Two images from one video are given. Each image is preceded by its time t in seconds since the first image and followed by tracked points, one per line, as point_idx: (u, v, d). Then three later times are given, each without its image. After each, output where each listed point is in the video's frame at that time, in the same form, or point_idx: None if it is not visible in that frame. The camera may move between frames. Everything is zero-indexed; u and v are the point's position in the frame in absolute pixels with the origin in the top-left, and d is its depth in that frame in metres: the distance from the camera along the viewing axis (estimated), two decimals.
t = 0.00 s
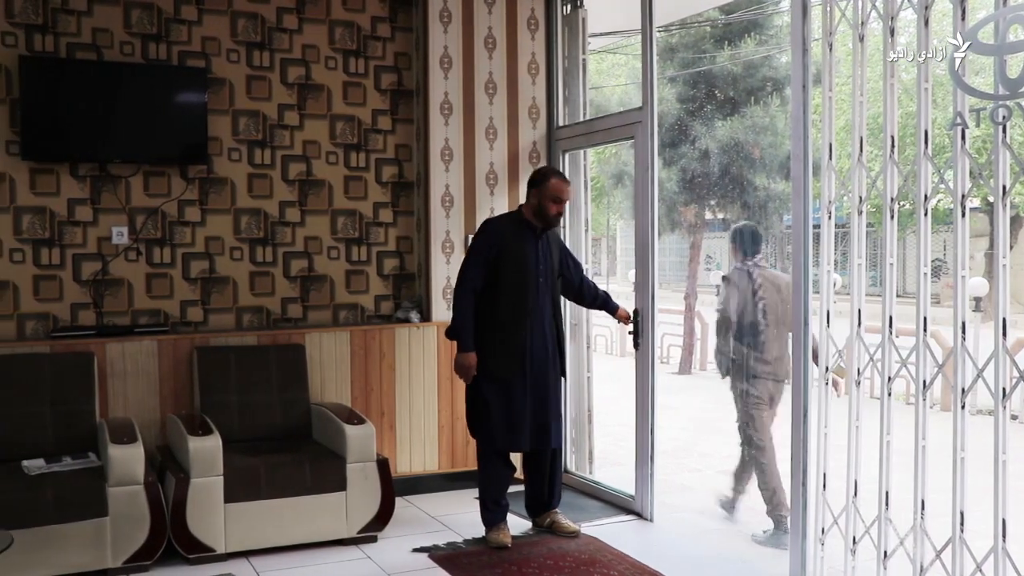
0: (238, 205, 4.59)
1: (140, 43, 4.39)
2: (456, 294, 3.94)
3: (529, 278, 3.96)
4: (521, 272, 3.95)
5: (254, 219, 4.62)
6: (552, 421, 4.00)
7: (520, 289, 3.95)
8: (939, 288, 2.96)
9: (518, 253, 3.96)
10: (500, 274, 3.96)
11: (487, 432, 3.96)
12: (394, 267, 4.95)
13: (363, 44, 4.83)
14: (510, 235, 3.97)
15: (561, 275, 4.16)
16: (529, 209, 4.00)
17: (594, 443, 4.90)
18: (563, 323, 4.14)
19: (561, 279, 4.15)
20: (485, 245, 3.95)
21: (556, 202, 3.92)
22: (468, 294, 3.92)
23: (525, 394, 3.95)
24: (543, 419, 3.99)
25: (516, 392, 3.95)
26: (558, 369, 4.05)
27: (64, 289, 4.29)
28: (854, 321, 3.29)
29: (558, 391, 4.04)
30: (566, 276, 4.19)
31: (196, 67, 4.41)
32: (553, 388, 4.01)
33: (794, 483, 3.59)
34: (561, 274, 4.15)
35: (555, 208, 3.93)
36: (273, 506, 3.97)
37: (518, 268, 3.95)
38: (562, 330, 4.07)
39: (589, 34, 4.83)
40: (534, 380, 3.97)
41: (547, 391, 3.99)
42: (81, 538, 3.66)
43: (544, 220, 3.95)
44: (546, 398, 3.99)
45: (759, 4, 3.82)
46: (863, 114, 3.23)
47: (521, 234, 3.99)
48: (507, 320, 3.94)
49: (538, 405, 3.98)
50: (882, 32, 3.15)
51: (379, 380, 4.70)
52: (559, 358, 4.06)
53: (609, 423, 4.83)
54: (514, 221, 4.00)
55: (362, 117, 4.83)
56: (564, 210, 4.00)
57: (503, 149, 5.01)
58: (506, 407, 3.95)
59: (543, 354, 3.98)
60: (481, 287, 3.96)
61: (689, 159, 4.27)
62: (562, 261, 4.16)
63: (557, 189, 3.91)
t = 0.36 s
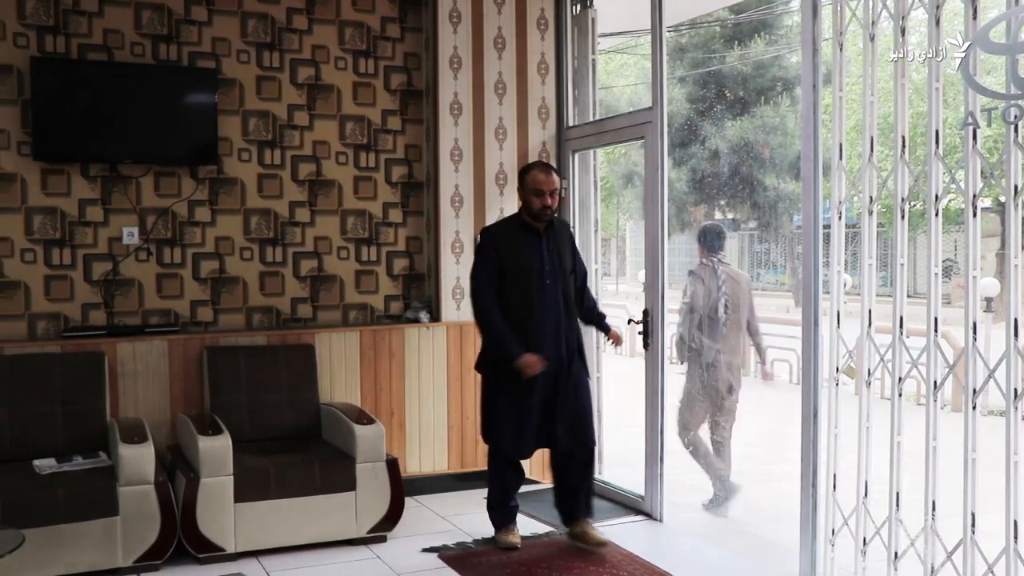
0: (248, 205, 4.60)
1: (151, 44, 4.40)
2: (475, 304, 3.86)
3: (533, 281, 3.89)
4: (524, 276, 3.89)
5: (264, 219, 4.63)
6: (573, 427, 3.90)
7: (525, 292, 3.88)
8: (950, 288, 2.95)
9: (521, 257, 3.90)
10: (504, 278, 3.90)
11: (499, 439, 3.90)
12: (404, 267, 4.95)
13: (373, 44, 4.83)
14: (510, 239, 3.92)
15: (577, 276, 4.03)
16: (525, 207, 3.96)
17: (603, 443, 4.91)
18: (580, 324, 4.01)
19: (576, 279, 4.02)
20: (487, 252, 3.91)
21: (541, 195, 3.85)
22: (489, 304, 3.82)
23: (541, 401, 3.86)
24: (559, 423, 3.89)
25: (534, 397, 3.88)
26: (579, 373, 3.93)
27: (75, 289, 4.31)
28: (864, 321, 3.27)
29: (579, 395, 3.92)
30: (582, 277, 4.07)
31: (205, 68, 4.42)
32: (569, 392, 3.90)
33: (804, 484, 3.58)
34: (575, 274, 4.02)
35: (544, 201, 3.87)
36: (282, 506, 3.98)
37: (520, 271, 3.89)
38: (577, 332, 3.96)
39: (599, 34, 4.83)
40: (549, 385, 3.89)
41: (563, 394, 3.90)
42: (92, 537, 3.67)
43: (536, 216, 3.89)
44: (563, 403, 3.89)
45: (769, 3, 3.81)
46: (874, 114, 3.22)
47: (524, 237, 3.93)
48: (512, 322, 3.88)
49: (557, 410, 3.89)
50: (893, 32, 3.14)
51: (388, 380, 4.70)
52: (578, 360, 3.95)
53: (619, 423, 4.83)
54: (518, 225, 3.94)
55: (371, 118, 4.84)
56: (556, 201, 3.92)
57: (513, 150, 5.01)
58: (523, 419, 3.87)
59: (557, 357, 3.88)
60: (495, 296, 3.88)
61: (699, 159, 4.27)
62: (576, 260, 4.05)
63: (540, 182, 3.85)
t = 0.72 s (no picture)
0: (259, 204, 4.61)
1: (162, 44, 4.42)
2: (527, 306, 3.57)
3: (582, 284, 3.55)
4: (575, 278, 3.55)
5: (275, 219, 4.64)
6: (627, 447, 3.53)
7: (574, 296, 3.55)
8: (962, 288, 2.94)
9: (569, 259, 3.57)
10: (557, 277, 3.58)
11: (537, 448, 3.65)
12: (414, 267, 4.95)
13: (384, 44, 4.84)
14: (562, 238, 3.60)
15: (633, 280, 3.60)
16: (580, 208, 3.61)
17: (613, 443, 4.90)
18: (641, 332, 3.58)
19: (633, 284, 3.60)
20: (538, 252, 3.60)
21: (593, 188, 3.53)
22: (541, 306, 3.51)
23: (598, 413, 3.54)
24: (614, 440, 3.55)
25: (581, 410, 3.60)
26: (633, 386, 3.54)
27: (87, 289, 4.33)
28: (876, 321, 3.26)
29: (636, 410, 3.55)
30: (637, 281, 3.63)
31: (217, 68, 4.43)
32: (628, 404, 3.54)
33: (815, 484, 3.56)
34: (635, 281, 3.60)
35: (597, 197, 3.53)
36: (292, 506, 3.98)
37: (570, 273, 3.56)
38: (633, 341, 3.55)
39: (609, 34, 4.83)
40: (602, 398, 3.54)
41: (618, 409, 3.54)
42: (104, 536, 3.69)
43: (587, 215, 3.55)
44: (622, 417, 3.53)
45: (781, 2, 3.80)
46: (886, 112, 3.21)
47: (575, 238, 3.59)
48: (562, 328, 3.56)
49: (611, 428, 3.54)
50: (905, 30, 3.13)
51: (399, 380, 4.71)
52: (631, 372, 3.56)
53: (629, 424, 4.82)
54: (572, 224, 3.61)
55: (382, 118, 4.85)
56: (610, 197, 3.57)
57: (524, 149, 5.01)
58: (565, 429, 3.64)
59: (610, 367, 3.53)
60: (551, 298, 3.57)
61: (709, 158, 4.26)
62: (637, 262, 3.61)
63: (591, 177, 3.52)
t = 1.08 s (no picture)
0: (271, 205, 4.62)
1: (175, 45, 4.43)
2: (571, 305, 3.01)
3: (630, 282, 2.94)
4: (624, 276, 2.94)
5: (286, 219, 4.65)
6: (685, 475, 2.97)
7: (620, 298, 2.94)
8: (975, 289, 2.92)
9: (612, 255, 2.97)
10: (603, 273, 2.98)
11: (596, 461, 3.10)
12: (425, 266, 4.96)
13: (395, 44, 4.84)
14: (607, 229, 3.01)
15: (693, 278, 2.95)
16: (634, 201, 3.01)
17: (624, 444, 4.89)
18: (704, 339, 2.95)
19: (693, 283, 2.94)
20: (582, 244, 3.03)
21: (647, 173, 2.92)
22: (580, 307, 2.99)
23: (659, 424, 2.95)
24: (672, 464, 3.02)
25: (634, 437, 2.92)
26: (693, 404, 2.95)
27: (100, 289, 4.35)
28: (888, 321, 3.25)
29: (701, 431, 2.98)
30: (699, 279, 2.95)
31: (228, 69, 4.44)
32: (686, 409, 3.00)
33: (827, 485, 3.55)
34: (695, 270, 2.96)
35: (654, 186, 2.93)
36: (303, 505, 3.99)
37: (616, 271, 2.96)
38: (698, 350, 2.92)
39: (620, 34, 4.83)
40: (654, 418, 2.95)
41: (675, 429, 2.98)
42: (116, 535, 3.70)
43: (642, 205, 2.94)
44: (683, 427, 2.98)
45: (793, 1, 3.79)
46: (898, 112, 3.19)
47: (622, 229, 2.98)
48: (607, 337, 2.95)
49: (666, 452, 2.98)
50: (918, 29, 3.11)
51: (410, 380, 4.71)
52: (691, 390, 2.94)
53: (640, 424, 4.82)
54: (622, 214, 3.01)
55: (393, 118, 4.85)
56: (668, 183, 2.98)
57: (535, 149, 5.00)
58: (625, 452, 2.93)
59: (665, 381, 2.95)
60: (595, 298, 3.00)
61: (721, 159, 4.26)
62: (700, 256, 2.96)
63: (645, 161, 2.93)
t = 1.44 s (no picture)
0: (282, 205, 4.63)
1: (186, 45, 4.45)
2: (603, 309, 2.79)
3: (662, 283, 2.69)
4: (654, 276, 2.70)
5: (297, 219, 4.66)
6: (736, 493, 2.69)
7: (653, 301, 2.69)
8: (988, 289, 2.91)
9: (642, 255, 2.72)
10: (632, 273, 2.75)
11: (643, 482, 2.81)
12: (436, 266, 4.96)
13: (406, 44, 4.85)
14: (634, 227, 2.77)
15: (729, 275, 2.69)
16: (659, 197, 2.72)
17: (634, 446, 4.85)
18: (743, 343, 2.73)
19: (730, 280, 2.69)
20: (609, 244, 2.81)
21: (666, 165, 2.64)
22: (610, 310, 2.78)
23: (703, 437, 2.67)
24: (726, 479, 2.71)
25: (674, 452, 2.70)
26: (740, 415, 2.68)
27: (112, 289, 4.36)
28: (900, 322, 3.23)
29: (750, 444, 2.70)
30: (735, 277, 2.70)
31: (239, 69, 4.46)
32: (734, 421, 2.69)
33: (839, 486, 3.54)
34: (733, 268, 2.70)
35: (676, 177, 2.65)
36: (314, 505, 4.00)
37: (646, 271, 2.71)
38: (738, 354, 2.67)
39: (631, 34, 4.83)
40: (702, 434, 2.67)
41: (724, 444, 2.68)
42: (128, 534, 3.72)
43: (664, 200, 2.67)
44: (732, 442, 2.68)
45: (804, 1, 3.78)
46: (911, 111, 3.18)
47: (651, 226, 2.74)
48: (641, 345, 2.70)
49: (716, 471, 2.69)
50: (931, 28, 3.10)
51: (421, 380, 4.72)
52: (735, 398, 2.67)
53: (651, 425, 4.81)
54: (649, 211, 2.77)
55: (404, 118, 4.86)
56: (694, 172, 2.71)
57: (545, 149, 5.00)
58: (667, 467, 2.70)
59: (709, 392, 2.66)
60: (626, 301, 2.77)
61: (732, 158, 4.26)
62: (736, 252, 2.72)
63: (663, 152, 2.64)
